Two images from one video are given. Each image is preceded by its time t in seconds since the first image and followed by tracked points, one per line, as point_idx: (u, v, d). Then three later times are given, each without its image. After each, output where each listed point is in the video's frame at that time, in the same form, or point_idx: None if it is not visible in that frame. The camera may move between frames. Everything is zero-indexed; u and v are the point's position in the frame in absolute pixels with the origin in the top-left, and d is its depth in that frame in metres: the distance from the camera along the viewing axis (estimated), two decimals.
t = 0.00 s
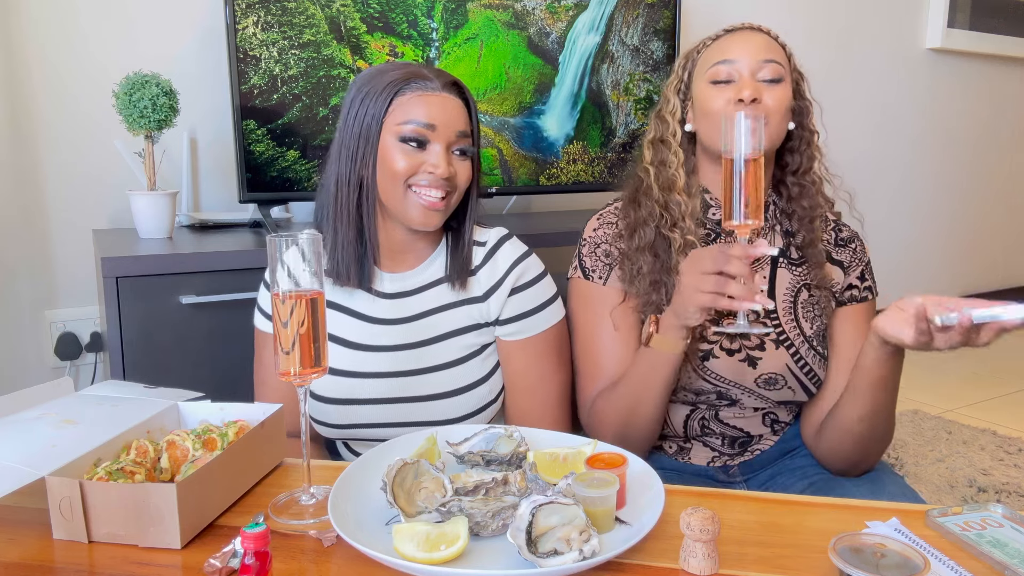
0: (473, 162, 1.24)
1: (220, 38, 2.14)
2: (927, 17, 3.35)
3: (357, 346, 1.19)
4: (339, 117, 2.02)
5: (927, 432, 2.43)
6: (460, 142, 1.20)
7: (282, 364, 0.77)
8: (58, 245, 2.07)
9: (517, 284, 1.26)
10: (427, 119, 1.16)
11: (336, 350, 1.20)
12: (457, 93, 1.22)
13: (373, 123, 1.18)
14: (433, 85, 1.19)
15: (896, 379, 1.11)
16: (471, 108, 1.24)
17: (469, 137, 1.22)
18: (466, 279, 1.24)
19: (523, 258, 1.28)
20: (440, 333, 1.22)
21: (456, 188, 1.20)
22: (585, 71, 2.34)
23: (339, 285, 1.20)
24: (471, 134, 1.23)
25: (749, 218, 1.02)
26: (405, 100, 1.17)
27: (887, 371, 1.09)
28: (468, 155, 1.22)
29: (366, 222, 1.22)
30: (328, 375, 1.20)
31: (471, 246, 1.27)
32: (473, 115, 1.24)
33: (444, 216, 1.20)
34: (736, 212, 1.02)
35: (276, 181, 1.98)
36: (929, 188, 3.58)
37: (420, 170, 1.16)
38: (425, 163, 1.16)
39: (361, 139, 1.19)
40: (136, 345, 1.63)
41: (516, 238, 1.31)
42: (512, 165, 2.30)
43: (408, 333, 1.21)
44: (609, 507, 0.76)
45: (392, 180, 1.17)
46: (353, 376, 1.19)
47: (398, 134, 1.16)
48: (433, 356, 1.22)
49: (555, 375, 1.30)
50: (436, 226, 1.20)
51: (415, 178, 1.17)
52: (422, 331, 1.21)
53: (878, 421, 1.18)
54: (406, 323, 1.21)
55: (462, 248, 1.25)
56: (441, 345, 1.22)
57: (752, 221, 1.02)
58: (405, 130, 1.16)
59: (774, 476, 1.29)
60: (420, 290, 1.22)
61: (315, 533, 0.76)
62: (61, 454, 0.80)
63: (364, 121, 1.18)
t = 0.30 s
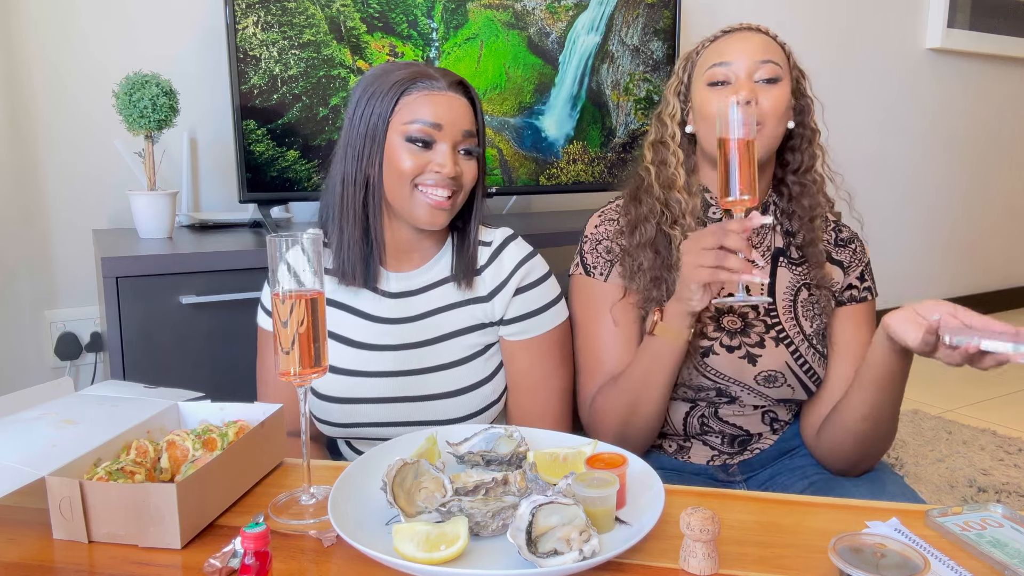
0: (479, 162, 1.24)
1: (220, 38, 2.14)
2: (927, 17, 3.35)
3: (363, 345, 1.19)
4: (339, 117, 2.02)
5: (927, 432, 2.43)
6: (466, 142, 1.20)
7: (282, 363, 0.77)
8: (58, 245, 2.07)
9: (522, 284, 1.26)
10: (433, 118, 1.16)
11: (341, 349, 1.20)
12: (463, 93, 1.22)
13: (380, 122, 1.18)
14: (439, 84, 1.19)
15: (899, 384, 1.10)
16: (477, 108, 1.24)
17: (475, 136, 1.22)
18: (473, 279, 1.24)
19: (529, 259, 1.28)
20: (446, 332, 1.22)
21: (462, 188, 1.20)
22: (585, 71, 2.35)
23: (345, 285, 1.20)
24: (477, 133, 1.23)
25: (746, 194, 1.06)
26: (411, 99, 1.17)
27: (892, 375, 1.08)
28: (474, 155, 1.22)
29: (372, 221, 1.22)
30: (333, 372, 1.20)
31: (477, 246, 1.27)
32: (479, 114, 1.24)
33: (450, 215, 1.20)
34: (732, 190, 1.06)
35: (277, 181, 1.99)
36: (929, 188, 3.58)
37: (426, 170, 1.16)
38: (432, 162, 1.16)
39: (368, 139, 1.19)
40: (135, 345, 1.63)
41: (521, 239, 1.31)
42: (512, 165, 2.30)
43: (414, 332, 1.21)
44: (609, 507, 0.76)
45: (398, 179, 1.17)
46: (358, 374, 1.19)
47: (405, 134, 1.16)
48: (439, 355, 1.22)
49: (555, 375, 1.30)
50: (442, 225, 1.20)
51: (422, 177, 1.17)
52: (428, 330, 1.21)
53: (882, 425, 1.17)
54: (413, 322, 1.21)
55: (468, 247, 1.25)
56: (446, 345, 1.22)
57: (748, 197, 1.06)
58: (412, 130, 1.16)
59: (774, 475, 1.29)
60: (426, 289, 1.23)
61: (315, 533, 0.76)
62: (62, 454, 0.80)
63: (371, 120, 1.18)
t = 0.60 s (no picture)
0: (489, 162, 1.23)
1: (220, 38, 2.14)
2: (926, 17, 3.35)
3: (372, 344, 1.19)
4: (339, 117, 2.02)
5: (927, 432, 2.43)
6: (476, 142, 1.20)
7: (282, 364, 0.77)
8: (58, 245, 2.07)
9: (531, 285, 1.26)
10: (444, 118, 1.16)
11: (349, 348, 1.20)
12: (474, 93, 1.22)
13: (390, 122, 1.18)
14: (450, 84, 1.19)
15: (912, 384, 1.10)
16: (487, 108, 1.24)
17: (485, 137, 1.22)
18: (482, 279, 1.24)
19: (537, 260, 1.28)
20: (454, 332, 1.22)
21: (472, 188, 1.20)
22: (585, 71, 2.35)
23: (353, 284, 1.21)
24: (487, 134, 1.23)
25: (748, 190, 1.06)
26: (422, 99, 1.17)
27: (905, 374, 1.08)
28: (483, 155, 1.21)
29: (382, 220, 1.22)
30: (342, 371, 1.20)
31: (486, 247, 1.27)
32: (489, 115, 1.24)
33: (459, 215, 1.20)
34: (732, 186, 1.06)
35: (277, 181, 1.99)
36: (929, 188, 3.58)
37: (437, 169, 1.16)
38: (442, 162, 1.16)
39: (378, 138, 1.19)
40: (136, 345, 1.63)
41: (530, 240, 1.31)
42: (512, 165, 2.30)
43: (423, 332, 1.21)
44: (609, 507, 0.76)
45: (408, 178, 1.17)
46: (367, 373, 1.19)
47: (415, 133, 1.16)
48: (447, 355, 1.22)
49: (555, 376, 1.30)
50: (451, 225, 1.20)
51: (432, 176, 1.17)
52: (437, 329, 1.22)
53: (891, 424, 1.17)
54: (422, 321, 1.21)
55: (478, 248, 1.25)
56: (456, 345, 1.22)
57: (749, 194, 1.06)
58: (422, 130, 1.16)
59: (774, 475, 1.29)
60: (435, 289, 1.23)
61: (315, 533, 0.76)
62: (61, 454, 0.80)
63: (381, 119, 1.18)
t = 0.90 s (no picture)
0: (491, 166, 1.24)
1: (220, 39, 2.14)
2: (926, 17, 3.35)
3: (373, 345, 1.19)
4: (339, 118, 2.02)
5: (927, 432, 2.43)
6: (480, 146, 1.20)
7: (282, 364, 0.77)
8: (58, 245, 2.07)
9: (531, 287, 1.26)
10: (449, 121, 1.16)
11: (349, 348, 1.20)
12: (479, 96, 1.22)
13: (395, 122, 1.18)
14: (456, 87, 1.19)
15: (912, 384, 1.11)
16: (491, 112, 1.24)
17: (488, 141, 1.22)
18: (481, 280, 1.24)
19: (537, 262, 1.28)
20: (455, 333, 1.23)
21: (474, 191, 1.20)
22: (585, 71, 2.35)
23: (354, 284, 1.21)
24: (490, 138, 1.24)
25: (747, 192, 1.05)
26: (428, 101, 1.17)
27: (907, 372, 1.08)
28: (486, 159, 1.22)
29: (383, 220, 1.22)
30: (342, 371, 1.20)
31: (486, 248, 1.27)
32: (493, 118, 1.24)
33: (461, 217, 1.20)
34: (732, 187, 1.05)
35: (277, 181, 1.99)
36: (929, 188, 3.58)
37: (440, 171, 1.16)
38: (446, 164, 1.17)
39: (382, 138, 1.19)
40: (136, 345, 1.63)
41: (530, 241, 1.31)
42: (512, 165, 2.30)
43: (423, 332, 1.21)
44: (609, 507, 0.76)
45: (412, 179, 1.17)
46: (368, 373, 1.19)
47: (420, 135, 1.17)
48: (448, 355, 1.22)
49: (555, 376, 1.30)
50: (453, 227, 1.20)
51: (435, 178, 1.17)
52: (437, 330, 1.22)
53: (891, 424, 1.17)
54: (422, 322, 1.21)
55: (477, 249, 1.25)
56: (456, 345, 1.23)
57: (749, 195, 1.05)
58: (427, 131, 1.16)
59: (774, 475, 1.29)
60: (435, 289, 1.23)
61: (315, 533, 0.76)
62: (62, 454, 0.80)
63: (386, 120, 1.18)
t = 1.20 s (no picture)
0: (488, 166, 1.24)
1: (220, 38, 2.14)
2: (926, 17, 3.35)
3: (370, 344, 1.19)
4: (339, 118, 2.02)
5: (927, 432, 2.43)
6: (477, 146, 1.21)
7: (282, 364, 0.77)
8: (58, 245, 2.07)
9: (529, 287, 1.26)
10: (447, 121, 1.17)
11: (347, 348, 1.20)
12: (477, 97, 1.22)
13: (392, 122, 1.18)
14: (453, 87, 1.19)
15: (906, 381, 1.10)
16: (489, 112, 1.24)
17: (485, 141, 1.23)
18: (478, 280, 1.24)
19: (535, 261, 1.28)
20: (452, 333, 1.23)
21: (471, 191, 1.20)
22: (585, 72, 2.35)
23: (352, 284, 1.21)
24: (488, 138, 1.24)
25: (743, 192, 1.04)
26: (425, 101, 1.17)
27: (898, 370, 1.08)
28: (483, 159, 1.22)
29: (380, 220, 1.22)
30: (339, 371, 1.20)
31: (483, 248, 1.27)
32: (490, 118, 1.24)
33: (458, 216, 1.21)
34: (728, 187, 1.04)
35: (277, 181, 1.99)
36: (929, 189, 3.58)
37: (438, 171, 1.16)
38: (444, 164, 1.17)
39: (380, 138, 1.19)
40: (135, 345, 1.63)
41: (527, 241, 1.31)
42: (512, 165, 2.30)
43: (419, 332, 1.21)
44: (608, 507, 0.76)
45: (409, 179, 1.17)
46: (364, 373, 1.19)
47: (417, 135, 1.17)
48: (446, 355, 1.22)
49: (555, 376, 1.30)
50: (451, 227, 1.20)
51: (433, 178, 1.17)
52: (435, 330, 1.22)
53: (889, 423, 1.17)
54: (420, 321, 1.21)
55: (474, 249, 1.25)
56: (454, 345, 1.23)
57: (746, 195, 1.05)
58: (424, 131, 1.16)
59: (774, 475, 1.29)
60: (432, 289, 1.23)
61: (315, 533, 0.76)
62: (62, 454, 0.80)
63: (383, 119, 1.18)
